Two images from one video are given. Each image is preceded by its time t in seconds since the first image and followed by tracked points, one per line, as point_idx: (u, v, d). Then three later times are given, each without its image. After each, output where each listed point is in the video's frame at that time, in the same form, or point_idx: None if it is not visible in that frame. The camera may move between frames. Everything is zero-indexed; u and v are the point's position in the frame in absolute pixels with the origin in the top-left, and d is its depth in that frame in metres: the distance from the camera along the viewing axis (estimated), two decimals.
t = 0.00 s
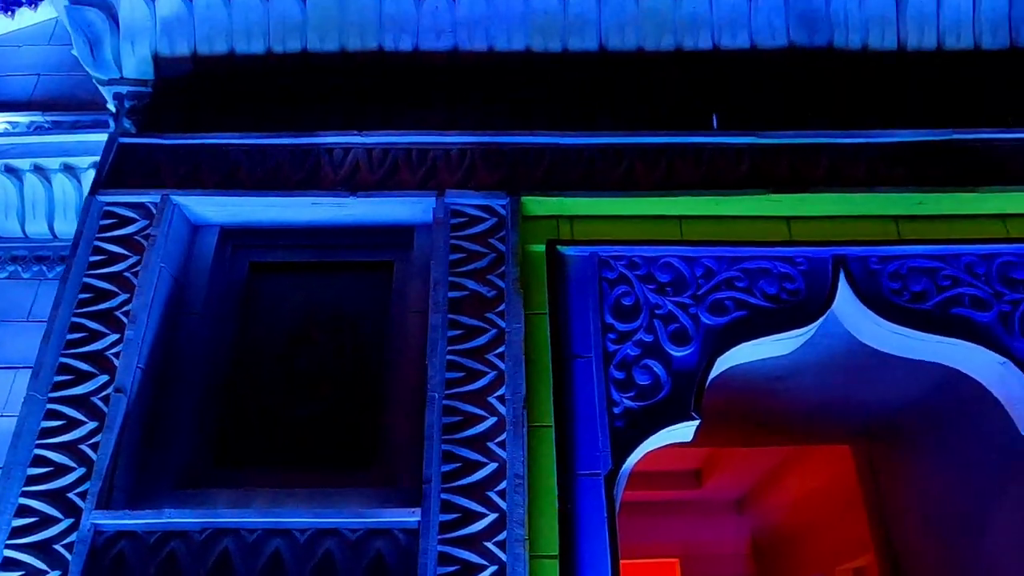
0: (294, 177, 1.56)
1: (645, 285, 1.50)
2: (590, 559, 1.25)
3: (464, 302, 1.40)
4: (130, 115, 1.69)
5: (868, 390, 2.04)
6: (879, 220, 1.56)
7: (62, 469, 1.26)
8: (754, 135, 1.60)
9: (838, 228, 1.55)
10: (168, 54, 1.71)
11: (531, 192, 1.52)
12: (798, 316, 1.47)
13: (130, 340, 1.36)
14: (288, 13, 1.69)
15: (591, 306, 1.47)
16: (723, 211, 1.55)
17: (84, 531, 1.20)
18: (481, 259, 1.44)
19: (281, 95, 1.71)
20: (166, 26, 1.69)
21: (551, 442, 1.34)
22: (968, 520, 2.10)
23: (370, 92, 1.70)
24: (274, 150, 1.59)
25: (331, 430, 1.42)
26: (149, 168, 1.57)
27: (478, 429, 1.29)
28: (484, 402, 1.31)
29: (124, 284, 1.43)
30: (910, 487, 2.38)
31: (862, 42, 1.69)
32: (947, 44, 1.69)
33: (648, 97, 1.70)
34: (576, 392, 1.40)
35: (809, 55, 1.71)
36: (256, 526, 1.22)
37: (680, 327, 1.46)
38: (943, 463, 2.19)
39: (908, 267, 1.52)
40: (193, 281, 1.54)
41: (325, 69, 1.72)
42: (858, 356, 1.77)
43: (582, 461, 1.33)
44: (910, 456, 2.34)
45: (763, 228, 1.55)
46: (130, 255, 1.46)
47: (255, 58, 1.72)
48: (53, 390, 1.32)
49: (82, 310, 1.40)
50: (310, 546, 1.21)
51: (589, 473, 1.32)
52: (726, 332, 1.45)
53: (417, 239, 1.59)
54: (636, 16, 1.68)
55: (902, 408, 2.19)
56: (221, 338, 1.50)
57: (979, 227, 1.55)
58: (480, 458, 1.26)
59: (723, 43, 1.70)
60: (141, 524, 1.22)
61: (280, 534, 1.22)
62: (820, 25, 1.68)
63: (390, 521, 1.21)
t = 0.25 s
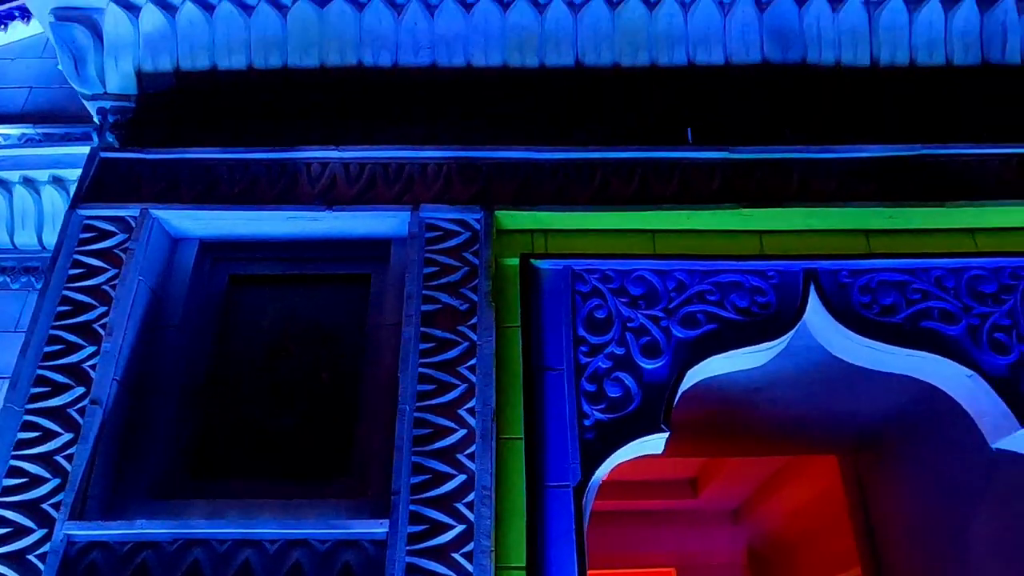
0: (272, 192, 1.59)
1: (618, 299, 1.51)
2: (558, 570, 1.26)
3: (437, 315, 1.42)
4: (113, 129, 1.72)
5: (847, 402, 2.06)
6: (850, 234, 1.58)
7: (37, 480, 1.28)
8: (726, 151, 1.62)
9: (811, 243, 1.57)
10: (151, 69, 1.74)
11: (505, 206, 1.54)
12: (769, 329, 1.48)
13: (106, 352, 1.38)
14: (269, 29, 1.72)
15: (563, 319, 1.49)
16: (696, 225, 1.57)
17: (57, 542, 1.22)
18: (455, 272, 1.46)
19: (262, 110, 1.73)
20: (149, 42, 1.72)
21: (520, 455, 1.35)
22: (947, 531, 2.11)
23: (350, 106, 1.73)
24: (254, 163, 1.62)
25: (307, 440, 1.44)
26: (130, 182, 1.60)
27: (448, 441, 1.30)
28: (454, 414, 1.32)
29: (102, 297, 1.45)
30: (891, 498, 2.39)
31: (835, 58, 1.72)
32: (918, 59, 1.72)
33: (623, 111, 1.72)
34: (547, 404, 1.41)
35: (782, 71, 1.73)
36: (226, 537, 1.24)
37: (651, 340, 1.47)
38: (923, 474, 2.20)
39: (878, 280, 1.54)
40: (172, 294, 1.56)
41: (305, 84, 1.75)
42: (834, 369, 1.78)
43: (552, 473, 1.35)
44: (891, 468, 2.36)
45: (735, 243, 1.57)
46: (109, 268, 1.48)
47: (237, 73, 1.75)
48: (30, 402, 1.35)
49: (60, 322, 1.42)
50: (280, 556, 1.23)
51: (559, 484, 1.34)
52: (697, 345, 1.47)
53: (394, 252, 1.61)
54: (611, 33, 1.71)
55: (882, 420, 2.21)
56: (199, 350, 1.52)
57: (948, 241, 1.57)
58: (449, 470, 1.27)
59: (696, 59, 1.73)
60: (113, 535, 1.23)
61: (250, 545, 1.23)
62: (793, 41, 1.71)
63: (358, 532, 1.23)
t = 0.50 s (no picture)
0: (256, 204, 1.61)
1: (596, 310, 1.54)
2: None
3: (416, 327, 1.44)
4: (102, 141, 1.76)
5: (829, 411, 2.08)
6: (826, 247, 1.60)
7: (19, 489, 1.30)
8: (703, 164, 1.65)
9: (787, 255, 1.59)
10: (139, 83, 1.77)
11: (484, 219, 1.57)
12: (745, 341, 1.50)
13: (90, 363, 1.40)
14: (256, 44, 1.74)
15: (542, 331, 1.51)
16: (673, 238, 1.60)
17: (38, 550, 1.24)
18: (435, 284, 1.48)
19: (250, 123, 1.76)
20: (137, 56, 1.75)
21: (497, 464, 1.37)
22: (929, 540, 2.13)
23: (335, 121, 1.76)
24: (238, 177, 1.65)
25: (289, 451, 1.46)
26: (116, 195, 1.62)
27: (425, 451, 1.32)
28: (432, 424, 1.34)
29: (87, 308, 1.47)
30: (875, 508, 2.41)
31: (812, 73, 1.75)
32: (895, 75, 1.75)
33: (602, 125, 1.75)
34: (525, 414, 1.43)
35: (760, 87, 1.76)
36: (205, 545, 1.26)
37: (629, 351, 1.50)
38: (904, 484, 2.22)
39: (853, 292, 1.56)
40: (157, 304, 1.58)
41: (290, 98, 1.78)
42: (814, 381, 1.80)
43: (529, 482, 1.37)
44: (874, 478, 2.37)
45: (712, 255, 1.59)
46: (94, 279, 1.50)
47: (224, 87, 1.78)
48: (14, 412, 1.36)
49: (44, 333, 1.44)
50: (258, 564, 1.24)
51: (535, 494, 1.35)
52: (674, 356, 1.49)
53: (375, 264, 1.63)
54: (592, 47, 1.73)
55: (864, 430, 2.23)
56: (183, 360, 1.54)
57: (922, 254, 1.60)
58: (425, 480, 1.29)
59: (676, 73, 1.75)
60: (94, 543, 1.25)
61: (228, 553, 1.25)
62: (771, 56, 1.74)
63: (335, 541, 1.25)
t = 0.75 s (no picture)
0: (237, 219, 1.63)
1: (571, 324, 1.56)
2: None
3: (392, 341, 1.46)
4: (87, 156, 1.78)
5: (809, 424, 2.09)
6: (799, 262, 1.62)
7: None
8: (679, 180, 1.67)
9: (761, 270, 1.61)
10: (124, 99, 1.80)
11: (461, 235, 1.59)
12: (718, 355, 1.52)
13: (70, 376, 1.42)
14: (240, 61, 1.77)
15: (517, 345, 1.53)
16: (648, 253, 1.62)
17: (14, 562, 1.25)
18: (411, 299, 1.50)
19: (232, 139, 1.78)
20: (122, 73, 1.77)
21: (471, 477, 1.38)
22: (909, 552, 2.14)
23: (315, 137, 1.77)
24: (220, 192, 1.67)
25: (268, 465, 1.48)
26: (100, 210, 1.65)
27: (398, 464, 1.34)
28: (406, 438, 1.36)
29: (68, 322, 1.49)
30: (858, 520, 2.42)
31: (788, 90, 1.78)
32: (870, 92, 1.78)
33: (580, 142, 1.77)
34: (499, 428, 1.45)
35: (736, 104, 1.79)
36: (180, 558, 1.27)
37: (603, 365, 1.51)
38: (886, 496, 2.24)
39: (826, 307, 1.58)
40: (138, 318, 1.60)
41: (273, 114, 1.80)
42: (791, 394, 1.82)
43: (502, 495, 1.38)
44: (857, 490, 2.39)
45: (687, 270, 1.62)
46: (76, 293, 1.52)
47: (208, 104, 1.80)
48: None
49: (26, 347, 1.46)
50: None
51: (508, 507, 1.37)
52: (647, 371, 1.51)
53: (355, 278, 1.65)
54: (570, 64, 1.77)
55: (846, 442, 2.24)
56: (164, 373, 1.56)
57: (896, 269, 1.61)
58: (398, 493, 1.31)
59: (653, 90, 1.78)
60: (70, 556, 1.27)
61: (203, 566, 1.27)
62: (746, 74, 1.78)
63: (308, 554, 1.27)
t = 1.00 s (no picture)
0: (219, 234, 1.65)
1: (549, 339, 1.57)
2: None
3: (370, 356, 1.47)
4: (72, 171, 1.79)
5: (791, 437, 2.10)
6: (776, 277, 1.64)
7: None
8: (657, 197, 1.68)
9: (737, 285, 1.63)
10: (109, 114, 1.81)
11: (441, 249, 1.60)
12: (694, 369, 1.54)
13: (50, 390, 1.43)
14: (224, 77, 1.79)
15: (495, 359, 1.54)
16: (626, 268, 1.63)
17: None
18: (390, 313, 1.52)
19: (217, 155, 1.80)
20: (108, 88, 1.79)
21: (446, 492, 1.39)
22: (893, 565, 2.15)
23: (299, 152, 1.79)
24: (202, 208, 1.69)
25: (250, 478, 1.48)
26: (84, 225, 1.66)
27: (374, 478, 1.35)
28: (382, 452, 1.37)
29: (49, 336, 1.51)
30: (844, 533, 2.42)
31: (766, 106, 1.80)
32: (848, 109, 1.80)
33: (561, 156, 1.78)
34: (476, 442, 1.46)
35: (716, 120, 1.81)
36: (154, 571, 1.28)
37: (580, 379, 1.53)
38: (869, 509, 2.24)
39: (802, 322, 1.59)
40: (120, 332, 1.61)
41: (257, 130, 1.82)
42: (771, 407, 1.83)
43: (478, 509, 1.39)
44: (842, 503, 2.39)
45: (664, 285, 1.63)
46: (58, 307, 1.54)
47: (193, 119, 1.82)
48: None
49: (7, 360, 1.48)
50: None
51: (483, 520, 1.38)
52: (624, 385, 1.52)
53: (335, 292, 1.67)
54: (551, 81, 1.79)
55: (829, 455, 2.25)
56: (145, 386, 1.58)
57: (870, 283, 1.63)
58: (373, 507, 1.32)
59: (634, 106, 1.80)
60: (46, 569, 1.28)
61: None
62: (725, 91, 1.80)
63: (282, 567, 1.28)
